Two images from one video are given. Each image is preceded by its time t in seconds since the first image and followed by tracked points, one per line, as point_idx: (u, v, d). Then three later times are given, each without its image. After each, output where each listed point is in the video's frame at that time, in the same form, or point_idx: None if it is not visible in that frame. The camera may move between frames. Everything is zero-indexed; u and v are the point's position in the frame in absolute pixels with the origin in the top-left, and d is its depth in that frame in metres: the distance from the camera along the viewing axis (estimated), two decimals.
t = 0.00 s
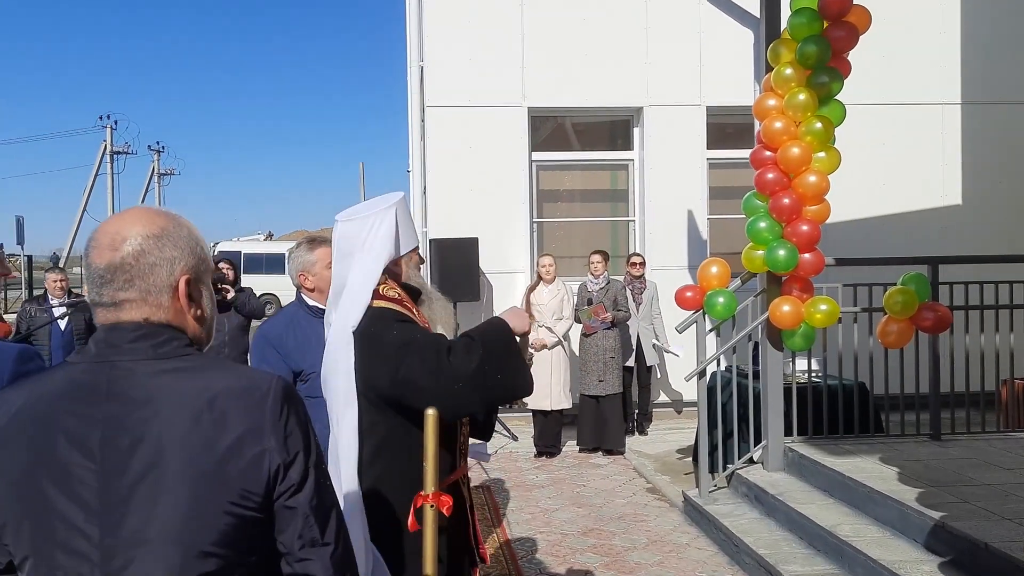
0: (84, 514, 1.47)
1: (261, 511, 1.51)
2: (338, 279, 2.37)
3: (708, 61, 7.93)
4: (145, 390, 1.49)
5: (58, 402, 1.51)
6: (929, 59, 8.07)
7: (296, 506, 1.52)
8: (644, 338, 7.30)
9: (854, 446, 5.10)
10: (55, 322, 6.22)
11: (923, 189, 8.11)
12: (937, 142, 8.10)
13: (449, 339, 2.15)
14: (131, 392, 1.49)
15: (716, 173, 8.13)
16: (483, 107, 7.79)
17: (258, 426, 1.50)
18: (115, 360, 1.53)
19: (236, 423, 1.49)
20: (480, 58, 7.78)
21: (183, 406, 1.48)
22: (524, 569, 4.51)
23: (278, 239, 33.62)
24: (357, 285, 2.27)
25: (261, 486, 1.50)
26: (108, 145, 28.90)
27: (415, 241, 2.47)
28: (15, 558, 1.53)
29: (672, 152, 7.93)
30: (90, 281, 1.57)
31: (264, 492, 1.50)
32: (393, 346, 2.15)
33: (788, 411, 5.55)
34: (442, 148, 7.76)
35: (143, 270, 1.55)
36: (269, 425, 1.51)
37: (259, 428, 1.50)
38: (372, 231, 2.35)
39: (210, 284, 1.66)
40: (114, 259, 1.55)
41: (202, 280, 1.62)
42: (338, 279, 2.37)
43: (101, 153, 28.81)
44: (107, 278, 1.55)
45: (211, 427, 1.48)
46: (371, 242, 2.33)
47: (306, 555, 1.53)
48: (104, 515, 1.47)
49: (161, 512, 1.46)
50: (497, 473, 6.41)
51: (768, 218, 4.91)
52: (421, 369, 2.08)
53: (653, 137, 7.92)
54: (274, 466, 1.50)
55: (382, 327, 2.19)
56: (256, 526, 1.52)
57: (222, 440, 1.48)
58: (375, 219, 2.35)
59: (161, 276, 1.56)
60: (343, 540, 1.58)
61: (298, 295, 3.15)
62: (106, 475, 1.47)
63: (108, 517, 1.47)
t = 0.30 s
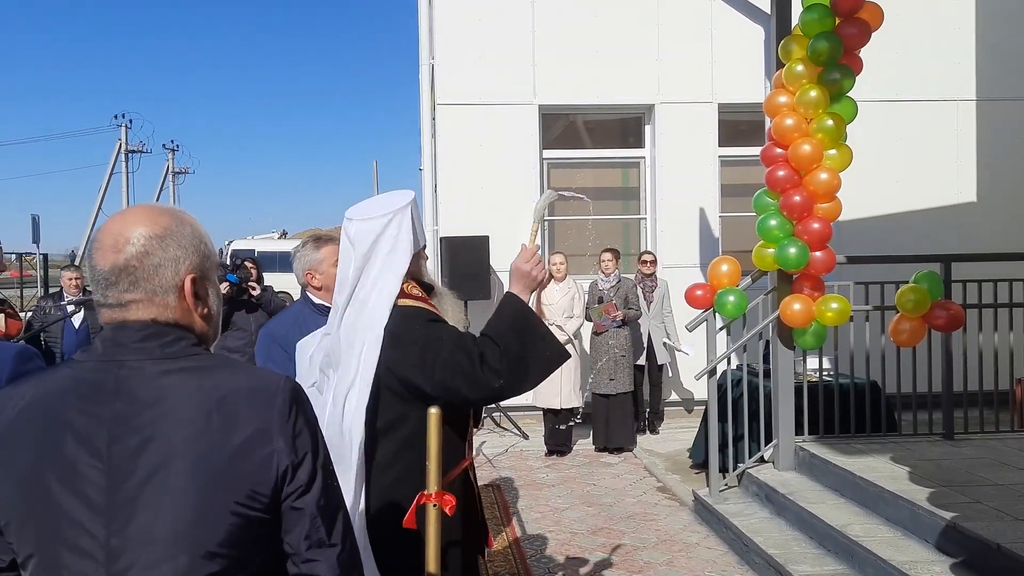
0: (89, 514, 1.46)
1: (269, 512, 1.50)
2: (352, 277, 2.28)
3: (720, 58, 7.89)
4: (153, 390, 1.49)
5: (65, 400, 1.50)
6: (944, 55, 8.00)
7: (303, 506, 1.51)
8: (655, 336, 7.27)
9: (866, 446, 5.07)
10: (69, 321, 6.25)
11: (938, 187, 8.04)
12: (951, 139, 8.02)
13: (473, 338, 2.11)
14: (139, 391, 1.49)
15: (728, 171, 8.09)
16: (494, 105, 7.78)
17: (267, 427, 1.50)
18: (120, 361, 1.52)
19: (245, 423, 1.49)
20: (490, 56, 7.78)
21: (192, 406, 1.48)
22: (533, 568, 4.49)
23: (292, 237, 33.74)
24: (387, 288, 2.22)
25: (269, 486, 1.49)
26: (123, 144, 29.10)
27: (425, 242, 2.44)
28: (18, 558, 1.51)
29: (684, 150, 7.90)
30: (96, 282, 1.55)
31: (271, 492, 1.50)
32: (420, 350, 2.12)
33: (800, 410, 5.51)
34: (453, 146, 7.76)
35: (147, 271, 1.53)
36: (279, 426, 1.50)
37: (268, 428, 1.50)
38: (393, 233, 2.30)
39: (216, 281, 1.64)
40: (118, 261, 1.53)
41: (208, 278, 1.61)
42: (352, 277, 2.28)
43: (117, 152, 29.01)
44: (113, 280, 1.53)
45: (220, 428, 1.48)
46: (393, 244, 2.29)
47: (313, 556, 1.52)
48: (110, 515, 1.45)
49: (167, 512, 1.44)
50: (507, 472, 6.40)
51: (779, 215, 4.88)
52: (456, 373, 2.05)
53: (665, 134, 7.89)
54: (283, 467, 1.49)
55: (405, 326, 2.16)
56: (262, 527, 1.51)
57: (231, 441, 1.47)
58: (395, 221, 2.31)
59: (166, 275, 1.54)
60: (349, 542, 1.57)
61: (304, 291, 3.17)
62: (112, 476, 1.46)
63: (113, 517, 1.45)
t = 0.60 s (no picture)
0: (95, 514, 1.46)
1: (275, 511, 1.51)
2: (357, 283, 2.25)
3: (728, 54, 7.86)
4: (159, 390, 1.49)
5: (70, 400, 1.50)
6: (954, 51, 7.95)
7: (310, 505, 1.51)
8: (662, 333, 7.27)
9: (875, 443, 5.05)
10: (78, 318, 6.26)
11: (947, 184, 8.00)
12: (961, 136, 7.97)
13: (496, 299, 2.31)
14: (145, 392, 1.49)
15: (736, 168, 8.06)
16: (502, 102, 7.77)
17: (274, 426, 1.50)
18: (125, 361, 1.52)
19: (252, 422, 1.49)
20: (498, 52, 7.77)
21: (200, 406, 1.48)
22: (540, 566, 4.49)
23: (301, 234, 33.78)
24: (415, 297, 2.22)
25: (276, 485, 1.49)
26: (133, 142, 29.17)
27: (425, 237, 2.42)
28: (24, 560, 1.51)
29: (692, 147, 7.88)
30: (99, 283, 1.56)
31: (279, 492, 1.50)
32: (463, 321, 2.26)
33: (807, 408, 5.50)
34: (461, 143, 7.76)
35: (151, 270, 1.54)
36: (285, 426, 1.51)
37: (275, 427, 1.50)
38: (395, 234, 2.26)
39: (220, 279, 1.65)
40: (122, 261, 1.54)
41: (212, 276, 1.61)
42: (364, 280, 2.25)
43: (126, 150, 29.11)
44: (116, 280, 1.54)
45: (227, 427, 1.48)
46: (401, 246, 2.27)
47: (320, 555, 1.52)
48: (115, 516, 1.45)
49: (173, 513, 1.44)
50: (514, 469, 6.40)
51: (787, 212, 4.86)
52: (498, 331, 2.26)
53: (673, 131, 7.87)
54: (290, 465, 1.50)
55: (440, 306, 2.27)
56: (268, 526, 1.51)
57: (238, 440, 1.48)
58: (397, 219, 2.27)
59: (170, 275, 1.55)
60: (356, 541, 1.57)
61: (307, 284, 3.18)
62: (118, 475, 1.46)
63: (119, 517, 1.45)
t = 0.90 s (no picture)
0: (100, 511, 1.46)
1: (280, 508, 1.51)
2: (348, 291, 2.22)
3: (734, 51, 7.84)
4: (163, 386, 1.49)
5: (74, 395, 1.50)
6: (961, 47, 7.92)
7: (315, 501, 1.52)
8: (667, 330, 7.26)
9: (880, 440, 5.04)
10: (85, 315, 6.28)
11: (955, 181, 7.97)
12: (967, 132, 7.94)
13: (483, 296, 2.27)
14: (149, 388, 1.49)
15: (742, 164, 8.04)
16: (507, 99, 7.77)
17: (279, 422, 1.50)
18: (130, 357, 1.52)
19: (257, 419, 1.49)
20: (503, 49, 7.76)
21: (206, 402, 1.48)
22: (545, 562, 4.49)
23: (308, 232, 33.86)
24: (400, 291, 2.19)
25: (281, 481, 1.50)
26: (140, 140, 29.28)
27: (426, 233, 2.41)
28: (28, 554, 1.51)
29: (697, 143, 7.87)
30: (103, 277, 1.56)
31: (283, 488, 1.51)
32: (463, 322, 2.23)
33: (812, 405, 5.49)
34: (466, 140, 7.76)
35: (154, 265, 1.54)
36: (291, 422, 1.51)
37: (280, 423, 1.50)
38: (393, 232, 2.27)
39: (224, 274, 1.65)
40: (125, 254, 1.54)
41: (216, 271, 1.61)
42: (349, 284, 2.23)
43: (134, 148, 29.20)
44: (121, 275, 1.54)
45: (233, 423, 1.48)
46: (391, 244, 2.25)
47: (324, 550, 1.53)
48: (120, 512, 1.46)
49: (178, 509, 1.44)
50: (519, 466, 6.41)
51: (792, 209, 4.85)
52: (497, 327, 2.25)
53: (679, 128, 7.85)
54: (295, 462, 1.50)
55: (434, 305, 2.23)
56: (273, 521, 1.51)
57: (243, 436, 1.48)
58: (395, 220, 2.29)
59: (174, 270, 1.55)
60: (360, 537, 1.58)
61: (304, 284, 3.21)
62: (122, 471, 1.46)
63: (124, 513, 1.45)
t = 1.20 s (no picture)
0: (106, 504, 1.45)
1: (287, 503, 1.51)
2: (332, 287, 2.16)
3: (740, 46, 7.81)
4: (171, 379, 1.48)
5: (80, 388, 1.49)
6: (969, 42, 7.88)
7: (322, 496, 1.52)
8: (672, 326, 7.25)
9: (886, 437, 5.03)
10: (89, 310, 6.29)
11: (962, 177, 7.94)
12: (975, 127, 7.91)
13: (481, 297, 2.27)
14: (156, 381, 1.48)
15: (748, 160, 8.02)
16: (512, 94, 7.75)
17: (287, 416, 1.50)
18: (135, 349, 1.51)
19: (266, 413, 1.49)
20: (509, 44, 7.75)
21: (213, 395, 1.47)
22: (549, 558, 4.49)
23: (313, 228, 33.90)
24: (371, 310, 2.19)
25: (288, 476, 1.49)
26: (145, 135, 29.35)
27: (430, 233, 2.42)
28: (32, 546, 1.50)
29: (703, 139, 7.84)
30: (117, 266, 1.54)
31: (291, 483, 1.50)
32: (459, 318, 2.21)
33: (818, 401, 5.47)
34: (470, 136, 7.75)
35: (173, 258, 1.53)
36: (298, 417, 1.50)
37: (288, 418, 1.50)
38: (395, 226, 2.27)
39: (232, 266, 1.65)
40: (142, 244, 1.52)
41: (228, 264, 1.61)
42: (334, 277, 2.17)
43: (139, 143, 29.23)
44: (137, 265, 1.52)
45: (240, 417, 1.47)
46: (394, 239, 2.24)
47: (331, 545, 1.53)
48: (127, 506, 1.45)
49: (186, 503, 1.43)
50: (524, 462, 6.40)
51: (798, 204, 4.83)
52: (493, 325, 2.21)
53: (684, 123, 7.83)
54: (302, 457, 1.50)
55: (430, 301, 2.23)
56: (281, 516, 1.51)
57: (251, 430, 1.47)
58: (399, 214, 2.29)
59: (191, 262, 1.54)
60: (366, 532, 1.58)
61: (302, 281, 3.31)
62: (129, 464, 1.45)
63: (129, 506, 1.44)
